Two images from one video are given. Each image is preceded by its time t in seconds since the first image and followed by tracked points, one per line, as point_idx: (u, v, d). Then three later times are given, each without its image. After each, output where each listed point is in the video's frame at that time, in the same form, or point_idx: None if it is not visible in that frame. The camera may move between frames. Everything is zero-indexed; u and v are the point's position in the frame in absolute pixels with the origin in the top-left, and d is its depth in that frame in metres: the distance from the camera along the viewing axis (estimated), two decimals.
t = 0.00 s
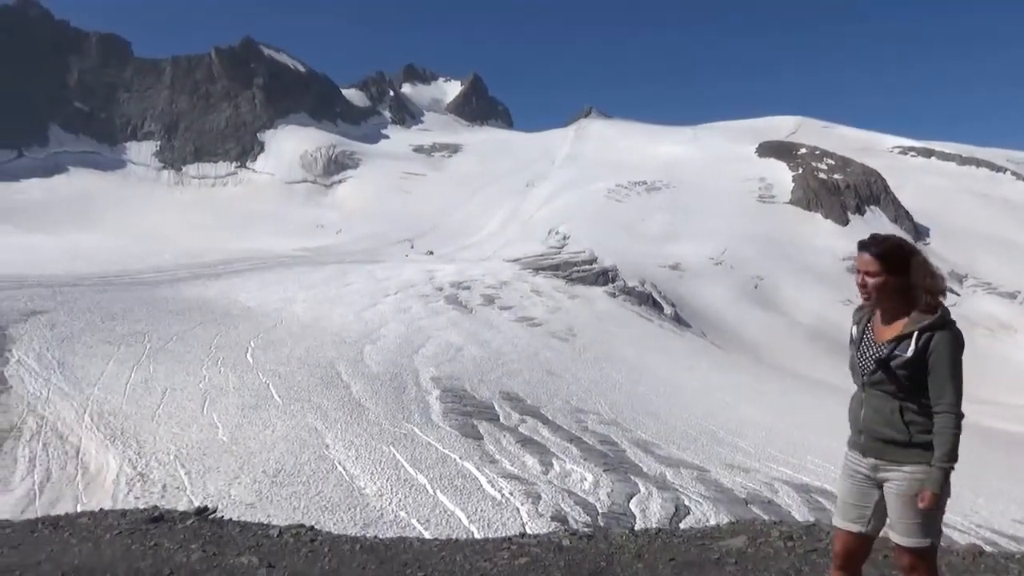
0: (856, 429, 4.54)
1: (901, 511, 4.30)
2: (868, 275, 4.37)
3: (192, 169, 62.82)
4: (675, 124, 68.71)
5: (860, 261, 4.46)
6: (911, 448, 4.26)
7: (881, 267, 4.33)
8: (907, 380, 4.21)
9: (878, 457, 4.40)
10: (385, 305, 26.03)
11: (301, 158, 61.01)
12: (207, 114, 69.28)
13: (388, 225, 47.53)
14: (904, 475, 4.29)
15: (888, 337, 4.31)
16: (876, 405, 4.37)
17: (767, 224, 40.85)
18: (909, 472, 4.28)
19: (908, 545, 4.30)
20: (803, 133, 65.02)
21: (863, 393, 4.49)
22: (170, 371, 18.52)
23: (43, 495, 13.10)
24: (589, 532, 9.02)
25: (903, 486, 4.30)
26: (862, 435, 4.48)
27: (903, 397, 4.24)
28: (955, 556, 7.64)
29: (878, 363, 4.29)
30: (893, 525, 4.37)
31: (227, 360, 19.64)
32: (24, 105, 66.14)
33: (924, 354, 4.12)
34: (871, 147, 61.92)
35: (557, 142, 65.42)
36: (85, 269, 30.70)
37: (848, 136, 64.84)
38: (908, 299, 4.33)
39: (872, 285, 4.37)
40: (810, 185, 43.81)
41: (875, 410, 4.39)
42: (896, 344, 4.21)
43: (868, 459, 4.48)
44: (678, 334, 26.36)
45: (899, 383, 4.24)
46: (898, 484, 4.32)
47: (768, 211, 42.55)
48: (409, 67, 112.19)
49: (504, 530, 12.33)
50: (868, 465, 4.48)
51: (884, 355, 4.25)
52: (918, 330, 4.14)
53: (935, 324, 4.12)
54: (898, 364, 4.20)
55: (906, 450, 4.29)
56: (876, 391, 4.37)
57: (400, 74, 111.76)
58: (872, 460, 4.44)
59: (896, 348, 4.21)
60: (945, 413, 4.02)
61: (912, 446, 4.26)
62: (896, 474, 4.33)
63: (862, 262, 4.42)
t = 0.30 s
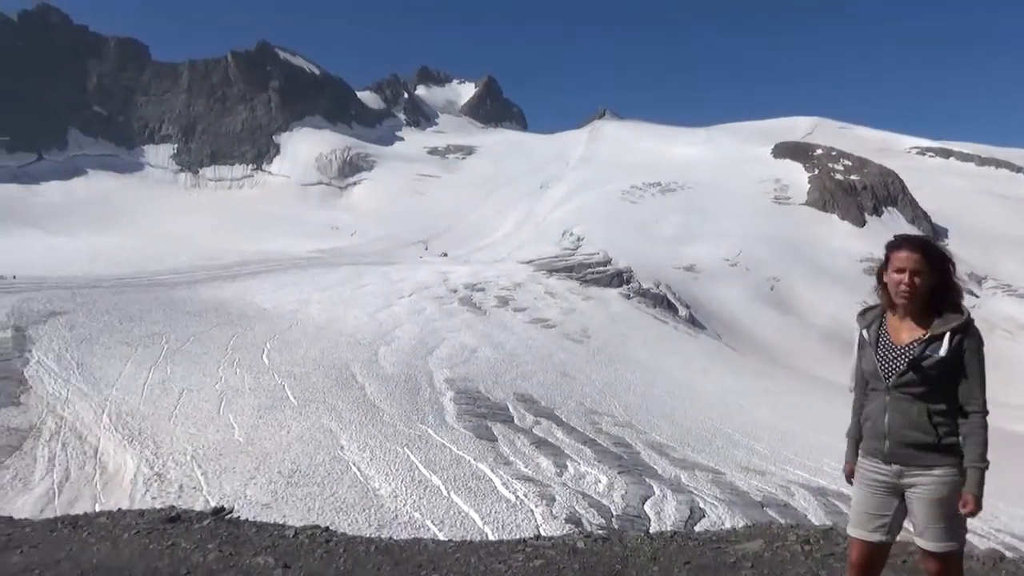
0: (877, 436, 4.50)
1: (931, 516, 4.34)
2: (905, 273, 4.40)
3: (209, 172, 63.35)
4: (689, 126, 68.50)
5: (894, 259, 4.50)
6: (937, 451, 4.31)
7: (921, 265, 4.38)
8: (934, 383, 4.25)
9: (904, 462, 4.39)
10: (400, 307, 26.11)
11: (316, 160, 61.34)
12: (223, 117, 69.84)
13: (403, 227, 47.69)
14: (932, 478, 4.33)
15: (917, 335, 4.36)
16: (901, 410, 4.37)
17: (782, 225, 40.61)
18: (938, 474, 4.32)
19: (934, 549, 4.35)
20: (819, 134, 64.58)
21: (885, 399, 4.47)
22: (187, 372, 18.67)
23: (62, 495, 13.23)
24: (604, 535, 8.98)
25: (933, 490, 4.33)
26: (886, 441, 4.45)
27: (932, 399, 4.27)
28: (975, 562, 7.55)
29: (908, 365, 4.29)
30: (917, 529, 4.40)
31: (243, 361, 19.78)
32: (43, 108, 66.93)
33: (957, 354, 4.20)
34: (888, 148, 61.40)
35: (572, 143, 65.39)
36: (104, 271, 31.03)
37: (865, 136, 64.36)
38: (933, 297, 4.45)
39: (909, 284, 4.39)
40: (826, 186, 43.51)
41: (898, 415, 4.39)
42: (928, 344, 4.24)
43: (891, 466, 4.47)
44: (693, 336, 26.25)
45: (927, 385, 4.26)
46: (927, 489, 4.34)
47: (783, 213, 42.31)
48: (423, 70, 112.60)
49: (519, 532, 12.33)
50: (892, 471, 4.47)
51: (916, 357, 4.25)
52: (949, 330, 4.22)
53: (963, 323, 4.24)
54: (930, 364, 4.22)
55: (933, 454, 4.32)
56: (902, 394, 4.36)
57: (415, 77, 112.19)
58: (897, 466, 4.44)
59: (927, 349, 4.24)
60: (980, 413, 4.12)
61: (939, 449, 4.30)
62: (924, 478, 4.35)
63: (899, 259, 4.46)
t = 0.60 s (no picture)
0: (893, 439, 4.44)
1: (947, 520, 4.31)
2: (923, 274, 4.37)
3: (221, 173, 63.68)
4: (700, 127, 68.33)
5: (910, 259, 4.47)
6: (955, 453, 4.29)
7: (939, 266, 4.36)
8: (953, 387, 4.24)
9: (921, 465, 4.35)
10: (410, 308, 26.16)
11: (327, 162, 61.57)
12: (235, 118, 70.21)
13: (413, 228, 47.77)
14: (949, 481, 4.31)
15: (934, 337, 4.34)
16: (919, 412, 4.32)
17: (793, 227, 40.43)
18: (955, 477, 4.30)
19: (950, 552, 4.32)
20: (831, 135, 64.29)
21: (902, 401, 4.41)
22: (198, 372, 18.76)
23: (74, 493, 13.29)
24: (613, 537, 8.95)
25: (950, 493, 4.30)
26: (903, 444, 4.40)
27: (951, 400, 4.25)
28: (987, 567, 7.50)
29: (930, 366, 4.26)
30: (933, 532, 4.38)
31: (254, 361, 19.87)
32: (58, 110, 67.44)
33: (976, 354, 4.21)
34: (901, 150, 61.05)
35: (582, 144, 65.33)
36: (116, 271, 31.24)
37: (877, 138, 63.99)
38: (945, 300, 4.45)
39: (926, 285, 4.35)
40: (838, 188, 43.29)
41: (917, 418, 4.33)
42: (947, 346, 4.24)
43: (907, 469, 4.42)
44: (703, 338, 26.17)
45: (946, 386, 4.25)
46: (944, 492, 4.32)
47: (794, 214, 42.12)
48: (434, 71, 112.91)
49: (528, 534, 12.33)
50: (907, 474, 4.43)
51: (936, 359, 4.25)
52: (968, 332, 4.22)
53: (978, 325, 4.26)
54: (950, 366, 4.22)
55: (951, 457, 4.30)
56: (920, 396, 4.32)
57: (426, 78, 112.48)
58: (913, 469, 4.40)
59: (947, 351, 4.24)
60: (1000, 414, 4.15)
61: (955, 451, 4.29)
62: (942, 481, 4.32)
63: (916, 261, 4.43)
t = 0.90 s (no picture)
0: (905, 443, 4.41)
1: (958, 523, 4.29)
2: (938, 276, 4.34)
3: (233, 174, 64.01)
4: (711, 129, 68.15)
5: (925, 261, 4.45)
6: (967, 457, 4.26)
7: (954, 269, 4.34)
8: (967, 391, 4.21)
9: (934, 468, 4.31)
10: (420, 308, 26.20)
11: (338, 163, 61.79)
12: (247, 119, 70.57)
13: (423, 229, 47.86)
14: (962, 484, 4.27)
15: (947, 340, 4.32)
16: (932, 416, 4.30)
17: (805, 229, 40.25)
18: (967, 481, 4.27)
19: (961, 555, 4.30)
20: (843, 136, 63.99)
21: (915, 405, 4.37)
22: (209, 372, 18.86)
23: (87, 491, 13.35)
24: (623, 539, 8.93)
25: (962, 497, 4.27)
26: (916, 448, 4.36)
27: (963, 405, 4.22)
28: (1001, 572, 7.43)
29: (943, 370, 4.23)
30: (944, 536, 4.34)
31: (265, 361, 19.96)
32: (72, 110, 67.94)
33: (989, 358, 4.18)
34: (913, 151, 60.69)
35: (593, 146, 65.28)
36: (129, 272, 31.44)
37: (890, 139, 63.63)
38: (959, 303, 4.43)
39: (939, 286, 4.34)
40: (850, 189, 43.06)
41: (929, 421, 4.31)
42: (961, 349, 4.22)
43: (919, 473, 4.39)
44: (714, 339, 26.09)
45: (959, 390, 4.22)
46: (956, 496, 4.29)
47: (806, 216, 41.92)
48: (445, 73, 113.17)
49: (538, 535, 12.32)
50: (920, 478, 4.39)
51: (949, 363, 4.22)
52: (981, 336, 4.20)
53: (992, 328, 4.24)
54: (964, 369, 4.20)
55: (964, 460, 4.26)
56: (933, 400, 4.29)
57: (437, 79, 112.72)
58: (925, 473, 4.37)
59: (962, 354, 4.22)
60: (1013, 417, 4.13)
61: (968, 455, 4.26)
62: (954, 484, 4.28)
63: (931, 263, 4.41)
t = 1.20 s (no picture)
0: (916, 447, 4.39)
1: (970, 527, 4.26)
2: (947, 280, 4.32)
3: (243, 175, 64.28)
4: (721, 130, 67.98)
5: (933, 265, 4.43)
6: (978, 461, 4.23)
7: (962, 272, 4.33)
8: (978, 395, 4.19)
9: (945, 472, 4.29)
10: (429, 310, 26.23)
11: (348, 164, 61.96)
12: (258, 121, 70.87)
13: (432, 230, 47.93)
14: (975, 489, 4.24)
15: (957, 344, 4.30)
16: (942, 420, 4.28)
17: (815, 230, 40.09)
18: (979, 485, 4.24)
19: (973, 559, 4.26)
20: (854, 137, 63.73)
21: (926, 409, 4.35)
22: (219, 373, 18.94)
23: (97, 491, 13.42)
24: (632, 542, 8.91)
25: (974, 500, 4.24)
26: (927, 453, 4.33)
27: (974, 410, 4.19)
28: None
29: (954, 375, 4.20)
30: (955, 540, 4.31)
31: (275, 362, 20.03)
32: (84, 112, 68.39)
33: (1001, 364, 4.14)
34: (925, 152, 60.37)
35: (601, 147, 65.23)
36: (140, 272, 31.61)
37: (901, 141, 63.33)
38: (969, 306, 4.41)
39: (949, 289, 4.31)
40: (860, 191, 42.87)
41: (939, 426, 4.28)
42: (972, 353, 4.19)
43: (931, 476, 4.36)
44: (723, 341, 26.01)
45: (970, 395, 4.19)
46: (968, 499, 4.26)
47: (816, 218, 41.75)
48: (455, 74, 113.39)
49: (546, 537, 12.30)
50: (931, 482, 4.37)
51: (960, 368, 4.19)
52: (991, 340, 4.16)
53: (1003, 331, 4.19)
54: (974, 374, 4.16)
55: (975, 465, 4.23)
56: (944, 404, 4.26)
57: (446, 81, 112.95)
58: (937, 477, 4.34)
59: (972, 359, 4.18)
60: None
61: (979, 459, 4.23)
62: (966, 488, 4.26)
63: (940, 266, 4.39)
